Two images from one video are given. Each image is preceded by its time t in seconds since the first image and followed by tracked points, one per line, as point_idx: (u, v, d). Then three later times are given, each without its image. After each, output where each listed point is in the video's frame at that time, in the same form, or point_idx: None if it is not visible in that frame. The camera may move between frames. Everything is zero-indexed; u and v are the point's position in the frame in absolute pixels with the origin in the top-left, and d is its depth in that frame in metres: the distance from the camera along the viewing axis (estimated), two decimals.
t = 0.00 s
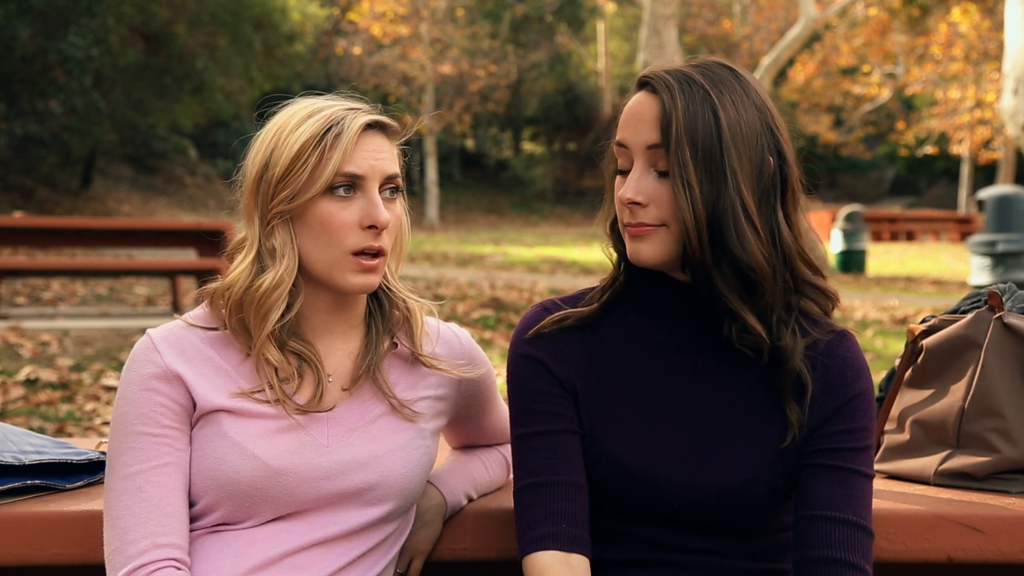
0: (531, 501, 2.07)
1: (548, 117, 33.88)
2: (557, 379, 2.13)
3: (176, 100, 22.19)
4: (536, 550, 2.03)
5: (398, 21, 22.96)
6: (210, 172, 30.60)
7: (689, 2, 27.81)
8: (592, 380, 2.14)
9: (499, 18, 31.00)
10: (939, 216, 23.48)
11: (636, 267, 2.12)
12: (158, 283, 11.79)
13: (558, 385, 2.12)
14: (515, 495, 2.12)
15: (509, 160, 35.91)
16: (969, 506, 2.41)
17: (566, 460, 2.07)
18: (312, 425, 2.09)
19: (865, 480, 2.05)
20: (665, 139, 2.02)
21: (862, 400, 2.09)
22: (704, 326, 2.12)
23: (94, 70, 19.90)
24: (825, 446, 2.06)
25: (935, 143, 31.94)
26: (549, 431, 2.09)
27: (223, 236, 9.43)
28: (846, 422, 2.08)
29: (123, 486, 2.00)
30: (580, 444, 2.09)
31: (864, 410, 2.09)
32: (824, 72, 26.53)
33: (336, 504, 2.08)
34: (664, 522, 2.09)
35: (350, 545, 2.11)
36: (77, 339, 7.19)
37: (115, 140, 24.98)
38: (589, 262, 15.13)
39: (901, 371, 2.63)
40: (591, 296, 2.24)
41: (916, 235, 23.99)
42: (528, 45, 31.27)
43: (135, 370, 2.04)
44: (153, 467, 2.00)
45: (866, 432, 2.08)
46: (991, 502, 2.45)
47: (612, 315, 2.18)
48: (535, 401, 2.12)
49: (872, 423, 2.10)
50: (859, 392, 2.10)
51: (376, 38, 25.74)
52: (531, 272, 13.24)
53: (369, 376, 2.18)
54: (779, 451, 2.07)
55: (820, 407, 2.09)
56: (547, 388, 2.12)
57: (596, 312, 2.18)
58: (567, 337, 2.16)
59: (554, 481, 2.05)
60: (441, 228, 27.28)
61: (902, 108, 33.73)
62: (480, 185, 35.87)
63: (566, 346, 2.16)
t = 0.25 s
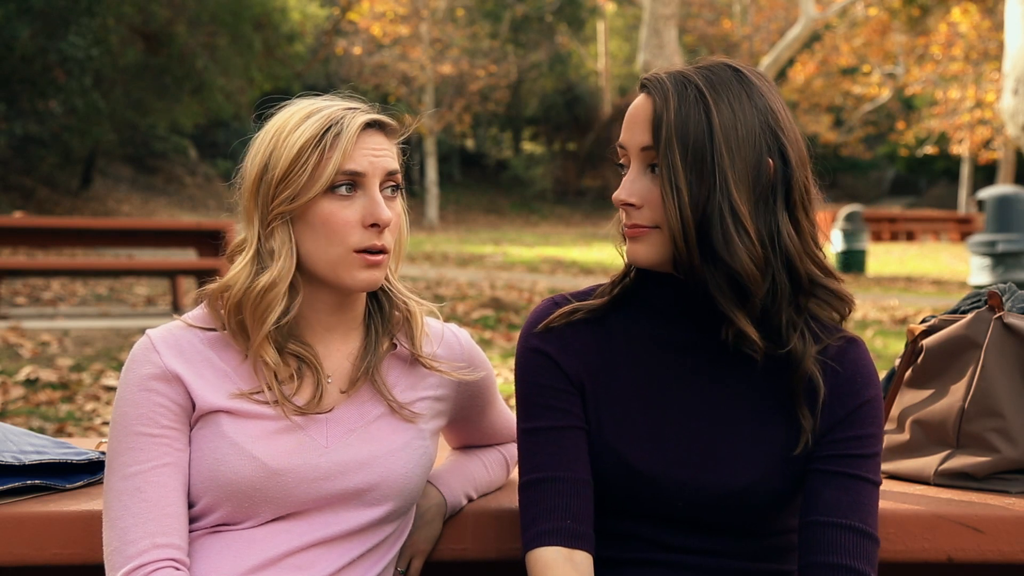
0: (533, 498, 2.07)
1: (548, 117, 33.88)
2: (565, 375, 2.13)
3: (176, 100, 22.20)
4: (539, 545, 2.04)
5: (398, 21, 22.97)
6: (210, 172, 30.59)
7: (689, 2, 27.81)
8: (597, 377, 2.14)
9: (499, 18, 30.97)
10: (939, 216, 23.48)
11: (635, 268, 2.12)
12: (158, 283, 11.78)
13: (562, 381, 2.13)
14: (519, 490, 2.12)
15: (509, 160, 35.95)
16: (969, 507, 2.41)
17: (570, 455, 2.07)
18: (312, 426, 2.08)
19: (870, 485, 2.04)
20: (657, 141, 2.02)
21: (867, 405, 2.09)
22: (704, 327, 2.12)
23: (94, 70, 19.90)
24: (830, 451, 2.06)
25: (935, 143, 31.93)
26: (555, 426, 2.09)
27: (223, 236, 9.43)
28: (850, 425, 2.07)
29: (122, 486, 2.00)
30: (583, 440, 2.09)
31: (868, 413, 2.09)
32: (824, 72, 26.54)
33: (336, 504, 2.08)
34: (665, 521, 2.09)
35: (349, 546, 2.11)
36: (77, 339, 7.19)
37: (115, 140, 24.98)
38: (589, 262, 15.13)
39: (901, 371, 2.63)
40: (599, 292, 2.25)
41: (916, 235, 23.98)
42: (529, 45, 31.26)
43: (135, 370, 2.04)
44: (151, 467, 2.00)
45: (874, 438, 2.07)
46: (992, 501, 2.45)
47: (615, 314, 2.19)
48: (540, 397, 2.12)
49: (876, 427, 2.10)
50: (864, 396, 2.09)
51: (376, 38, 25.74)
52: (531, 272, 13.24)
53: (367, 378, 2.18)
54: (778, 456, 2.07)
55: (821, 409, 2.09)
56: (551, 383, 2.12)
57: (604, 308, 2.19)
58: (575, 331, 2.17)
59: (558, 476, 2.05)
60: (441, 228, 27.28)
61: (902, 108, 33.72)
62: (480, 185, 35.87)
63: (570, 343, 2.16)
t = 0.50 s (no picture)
0: (533, 498, 2.07)
1: (548, 117, 33.88)
2: (565, 375, 2.13)
3: (175, 100, 22.20)
4: (539, 546, 2.04)
5: (398, 21, 22.97)
6: (210, 172, 30.57)
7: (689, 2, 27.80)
8: (599, 377, 2.14)
9: (499, 18, 30.94)
10: (939, 216, 23.48)
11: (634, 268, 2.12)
12: (158, 283, 11.78)
13: (563, 381, 2.13)
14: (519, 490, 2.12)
15: (509, 160, 35.95)
16: (969, 506, 2.41)
17: (570, 456, 2.07)
18: (311, 426, 2.08)
19: (871, 486, 2.04)
20: (653, 143, 2.02)
21: (868, 404, 2.08)
22: (704, 326, 2.12)
23: (94, 70, 19.89)
24: (830, 451, 2.06)
25: (935, 143, 31.93)
26: (556, 426, 2.09)
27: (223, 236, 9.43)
28: (850, 425, 2.07)
29: (123, 486, 2.00)
30: (584, 440, 2.09)
31: (870, 413, 2.08)
32: (824, 72, 26.55)
33: (335, 503, 2.08)
34: (666, 521, 2.09)
35: (349, 545, 2.11)
36: (77, 339, 7.19)
37: (115, 140, 24.97)
38: (589, 262, 15.13)
39: (901, 371, 2.63)
40: (599, 292, 2.25)
41: (916, 234, 23.99)
42: (528, 45, 31.24)
43: (134, 370, 2.04)
44: (150, 467, 1.99)
45: (874, 438, 2.07)
46: (991, 501, 2.45)
47: (615, 313, 2.19)
48: (541, 396, 2.12)
49: (878, 428, 2.09)
50: (865, 397, 2.08)
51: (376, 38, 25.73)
52: (531, 272, 13.24)
53: (367, 378, 2.18)
54: (775, 458, 2.07)
55: (821, 411, 2.08)
56: (552, 382, 2.12)
57: (603, 308, 2.19)
58: (575, 331, 2.17)
59: (558, 476, 2.05)
60: (441, 228, 27.28)
61: (902, 108, 33.72)
62: (480, 185, 35.88)
63: (571, 342, 2.16)
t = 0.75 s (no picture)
0: (532, 499, 2.07)
1: (548, 117, 33.89)
2: (562, 376, 2.13)
3: (175, 100, 22.21)
4: (539, 547, 2.04)
5: (398, 21, 22.97)
6: (210, 172, 30.56)
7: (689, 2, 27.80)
8: (596, 378, 2.14)
9: (499, 18, 30.92)
10: (939, 216, 23.49)
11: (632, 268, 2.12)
12: (158, 283, 11.78)
13: (561, 383, 2.13)
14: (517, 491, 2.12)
15: (509, 160, 35.95)
16: (968, 507, 2.41)
17: (569, 457, 2.07)
18: (311, 424, 2.08)
19: (871, 485, 2.04)
20: (649, 143, 2.02)
21: (866, 401, 2.08)
22: (702, 325, 2.12)
23: (94, 70, 19.88)
24: (830, 450, 2.06)
25: (935, 143, 31.94)
26: (554, 426, 2.09)
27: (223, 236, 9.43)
28: (851, 425, 2.06)
29: (123, 486, 2.00)
30: (584, 441, 2.10)
31: (869, 412, 2.08)
32: (824, 72, 26.57)
33: (336, 502, 2.08)
34: (668, 520, 2.09)
35: (350, 544, 2.11)
36: (77, 339, 7.19)
37: (115, 140, 24.97)
38: (589, 262, 15.13)
39: (901, 371, 2.63)
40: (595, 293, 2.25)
41: (916, 234, 24.00)
42: (528, 45, 31.24)
43: (134, 370, 2.04)
44: (151, 466, 1.99)
45: (873, 436, 2.07)
46: (991, 502, 2.45)
47: (613, 314, 2.19)
48: (539, 397, 2.12)
49: (878, 426, 2.09)
50: (862, 396, 2.08)
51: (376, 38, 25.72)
52: (531, 272, 13.24)
53: (366, 376, 2.18)
54: (774, 457, 2.07)
55: (820, 410, 2.08)
56: (551, 384, 2.12)
57: (601, 308, 2.19)
58: (572, 332, 2.17)
59: (558, 476, 2.05)
60: (441, 228, 27.29)
61: (902, 108, 33.73)
62: (480, 185, 35.89)
63: (570, 343, 2.16)
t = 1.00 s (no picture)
0: (531, 499, 2.07)
1: (548, 117, 33.89)
2: (560, 376, 2.13)
3: (175, 100, 22.22)
4: (538, 547, 2.04)
5: (398, 21, 22.96)
6: (210, 172, 30.55)
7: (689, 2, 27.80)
8: (594, 377, 2.14)
9: (499, 18, 30.91)
10: (939, 216, 23.50)
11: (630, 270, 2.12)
12: (158, 283, 11.78)
13: (560, 383, 2.12)
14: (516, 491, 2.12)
15: (509, 160, 35.95)
16: (968, 506, 2.41)
17: (568, 457, 2.07)
18: (310, 425, 2.08)
19: (871, 484, 2.04)
20: (649, 143, 2.02)
21: (865, 401, 2.08)
22: (700, 326, 2.12)
23: (94, 70, 19.88)
24: (829, 450, 2.06)
25: (935, 143, 31.94)
26: (552, 427, 2.09)
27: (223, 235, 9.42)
28: (850, 424, 2.06)
29: (122, 487, 2.00)
30: (583, 442, 2.10)
31: (868, 412, 2.08)
32: (824, 72, 26.58)
33: (335, 503, 2.08)
34: (667, 519, 2.09)
35: (349, 545, 2.11)
36: (77, 339, 7.19)
37: (115, 140, 24.97)
38: (589, 262, 15.13)
39: (901, 371, 2.63)
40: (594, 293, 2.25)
41: (916, 234, 24.01)
42: (528, 45, 31.24)
43: (133, 371, 2.04)
44: (150, 468, 2.00)
45: (872, 435, 2.07)
46: (991, 502, 2.45)
47: (610, 313, 2.19)
48: (536, 397, 2.12)
49: (876, 427, 2.09)
50: (861, 396, 2.08)
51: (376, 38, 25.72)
52: (531, 272, 13.24)
53: (366, 376, 2.18)
54: (775, 457, 2.07)
55: (818, 410, 2.08)
56: (549, 384, 2.12)
57: (599, 308, 2.19)
58: (571, 333, 2.17)
59: (557, 478, 2.05)
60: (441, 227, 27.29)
61: (902, 108, 33.73)
62: (480, 185, 35.90)
63: (568, 342, 2.16)
